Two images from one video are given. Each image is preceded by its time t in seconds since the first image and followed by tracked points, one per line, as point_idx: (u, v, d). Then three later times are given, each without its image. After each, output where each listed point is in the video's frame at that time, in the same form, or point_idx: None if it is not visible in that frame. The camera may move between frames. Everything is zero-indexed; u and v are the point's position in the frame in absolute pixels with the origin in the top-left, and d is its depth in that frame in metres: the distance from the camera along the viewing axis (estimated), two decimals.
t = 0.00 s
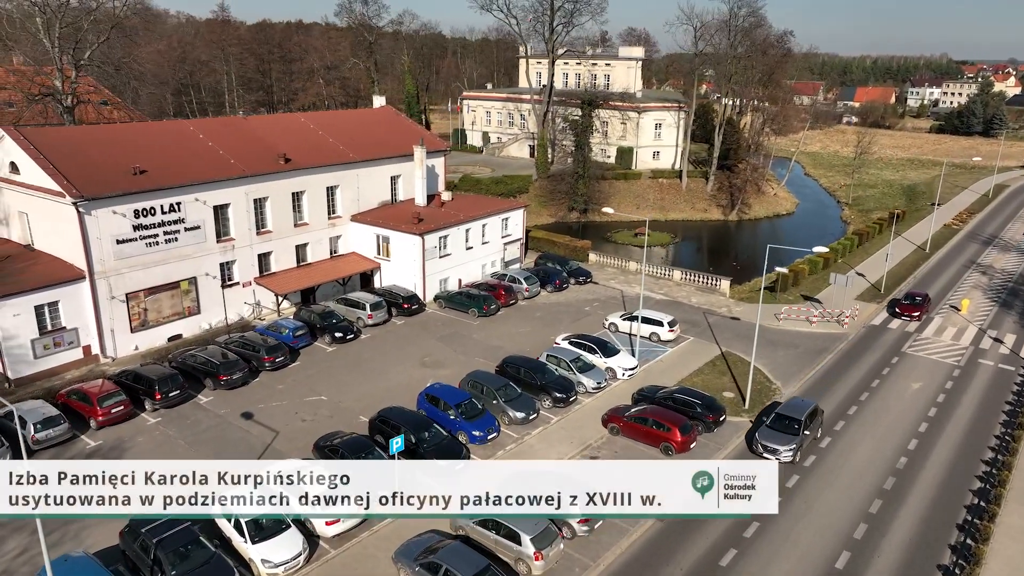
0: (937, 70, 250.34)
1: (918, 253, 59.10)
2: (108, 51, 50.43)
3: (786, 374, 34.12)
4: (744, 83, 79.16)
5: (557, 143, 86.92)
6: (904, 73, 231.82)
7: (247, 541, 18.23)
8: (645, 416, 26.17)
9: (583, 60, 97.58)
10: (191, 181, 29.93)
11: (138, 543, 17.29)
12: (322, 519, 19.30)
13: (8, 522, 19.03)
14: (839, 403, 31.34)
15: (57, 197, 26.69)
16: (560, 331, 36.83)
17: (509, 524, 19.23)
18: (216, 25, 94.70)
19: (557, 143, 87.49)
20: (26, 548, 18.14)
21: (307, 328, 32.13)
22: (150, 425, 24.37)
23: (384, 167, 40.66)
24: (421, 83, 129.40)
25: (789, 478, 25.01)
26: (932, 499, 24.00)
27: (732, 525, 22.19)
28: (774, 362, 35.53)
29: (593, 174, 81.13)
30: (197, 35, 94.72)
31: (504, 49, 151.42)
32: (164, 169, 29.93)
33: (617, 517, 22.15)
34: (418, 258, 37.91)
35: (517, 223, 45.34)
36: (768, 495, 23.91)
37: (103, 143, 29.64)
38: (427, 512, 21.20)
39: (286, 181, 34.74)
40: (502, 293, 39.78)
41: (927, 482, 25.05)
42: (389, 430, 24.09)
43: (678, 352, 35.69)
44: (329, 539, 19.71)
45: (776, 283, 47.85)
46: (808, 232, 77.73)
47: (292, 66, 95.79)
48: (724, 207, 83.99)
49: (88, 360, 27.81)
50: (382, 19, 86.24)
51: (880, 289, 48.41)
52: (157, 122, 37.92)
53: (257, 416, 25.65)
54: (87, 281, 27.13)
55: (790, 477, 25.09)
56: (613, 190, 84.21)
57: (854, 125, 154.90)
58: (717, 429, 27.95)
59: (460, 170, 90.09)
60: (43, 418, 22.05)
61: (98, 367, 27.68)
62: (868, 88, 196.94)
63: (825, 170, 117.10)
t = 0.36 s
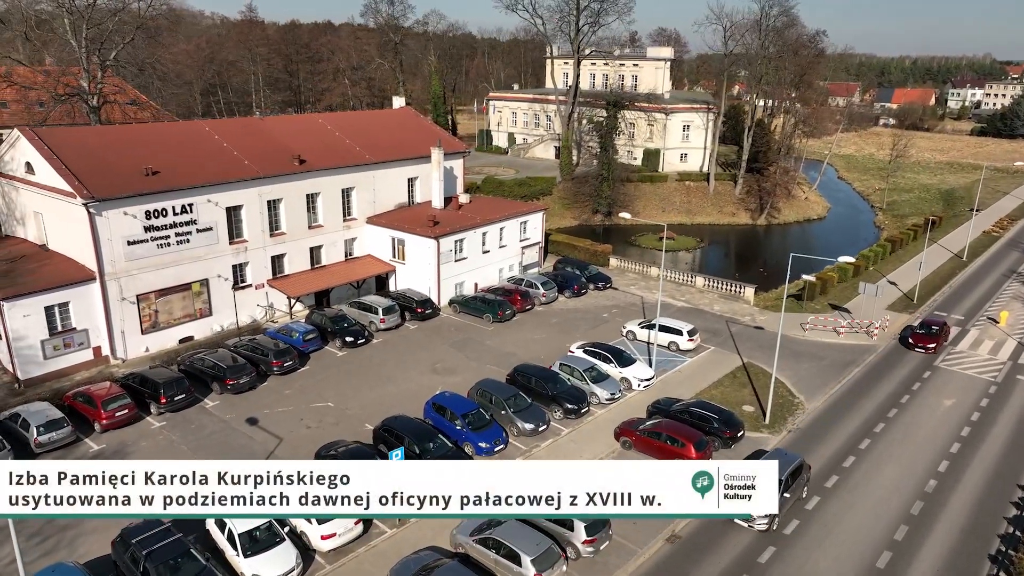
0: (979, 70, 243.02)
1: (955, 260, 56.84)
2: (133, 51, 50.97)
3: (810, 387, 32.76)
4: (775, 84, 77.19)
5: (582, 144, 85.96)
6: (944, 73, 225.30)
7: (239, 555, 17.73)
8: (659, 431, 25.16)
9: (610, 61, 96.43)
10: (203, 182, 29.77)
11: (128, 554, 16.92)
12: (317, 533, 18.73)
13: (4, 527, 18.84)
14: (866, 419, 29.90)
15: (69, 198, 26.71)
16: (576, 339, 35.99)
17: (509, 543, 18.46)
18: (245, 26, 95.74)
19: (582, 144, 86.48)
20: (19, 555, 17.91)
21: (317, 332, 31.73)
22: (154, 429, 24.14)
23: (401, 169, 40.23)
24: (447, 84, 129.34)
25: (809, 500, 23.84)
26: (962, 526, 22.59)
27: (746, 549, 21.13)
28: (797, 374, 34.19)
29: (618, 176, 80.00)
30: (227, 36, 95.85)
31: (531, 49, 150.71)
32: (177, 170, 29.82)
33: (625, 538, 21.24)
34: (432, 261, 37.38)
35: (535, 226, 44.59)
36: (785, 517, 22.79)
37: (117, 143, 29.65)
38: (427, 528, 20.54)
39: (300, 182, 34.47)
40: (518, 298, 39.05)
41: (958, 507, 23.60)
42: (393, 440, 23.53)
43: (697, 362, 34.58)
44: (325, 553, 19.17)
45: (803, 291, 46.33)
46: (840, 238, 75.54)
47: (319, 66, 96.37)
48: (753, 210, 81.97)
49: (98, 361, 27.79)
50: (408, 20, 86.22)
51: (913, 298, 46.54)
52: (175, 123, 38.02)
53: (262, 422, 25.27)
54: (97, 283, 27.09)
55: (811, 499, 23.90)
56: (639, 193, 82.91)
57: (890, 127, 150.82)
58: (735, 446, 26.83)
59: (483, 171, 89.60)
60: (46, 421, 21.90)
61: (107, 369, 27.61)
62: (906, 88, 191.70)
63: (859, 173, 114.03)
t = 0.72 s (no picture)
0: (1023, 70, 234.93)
1: (993, 269, 54.58)
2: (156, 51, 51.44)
3: (834, 401, 31.46)
4: (806, 84, 75.14)
5: (607, 146, 84.80)
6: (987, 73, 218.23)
7: (231, 569, 17.31)
8: (671, 446, 24.21)
9: (637, 62, 95.02)
10: (215, 184, 29.62)
11: (119, 565, 16.64)
12: (311, 548, 18.21)
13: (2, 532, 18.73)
14: (892, 436, 28.48)
15: (80, 198, 26.73)
16: (591, 346, 35.15)
17: (510, 563, 17.56)
18: (272, 26, 96.57)
19: (606, 146, 85.31)
20: (14, 561, 17.76)
21: (327, 336, 31.41)
22: (158, 433, 23.95)
23: (417, 170, 39.81)
24: (473, 85, 128.88)
25: (829, 523, 22.69)
26: (994, 555, 21.22)
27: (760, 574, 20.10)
28: (821, 388, 32.86)
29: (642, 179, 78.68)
30: (254, 37, 96.79)
31: (557, 49, 149.59)
32: (189, 171, 29.72)
33: (632, 559, 20.36)
34: (447, 265, 36.88)
35: (553, 230, 43.83)
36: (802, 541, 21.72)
37: (130, 144, 29.65)
38: (426, 543, 19.90)
39: (314, 183, 34.20)
40: (533, 304, 38.33)
41: (990, 534, 22.21)
42: (396, 451, 23.01)
43: (715, 373, 33.48)
44: (320, 568, 18.67)
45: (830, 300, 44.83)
46: (871, 243, 73.27)
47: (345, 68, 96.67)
48: (781, 214, 79.97)
49: (108, 363, 27.75)
50: (433, 20, 85.93)
51: (946, 309, 44.70)
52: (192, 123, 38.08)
53: (267, 429, 24.95)
54: (108, 284, 27.07)
55: (831, 522, 22.73)
56: (663, 196, 81.39)
57: (928, 129, 146.37)
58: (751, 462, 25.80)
59: (505, 173, 89.00)
60: (49, 423, 21.79)
61: (117, 370, 27.55)
62: (946, 89, 186.04)
63: (894, 177, 110.73)
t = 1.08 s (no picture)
0: None
1: None
2: (179, 51, 51.89)
3: (860, 418, 30.05)
4: (840, 85, 72.96)
5: (633, 148, 83.47)
6: None
7: None
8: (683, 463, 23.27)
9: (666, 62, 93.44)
10: (226, 185, 29.45)
11: None
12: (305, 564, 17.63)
13: None
14: (922, 457, 27.00)
15: (91, 199, 26.72)
16: (607, 355, 34.25)
17: None
18: (300, 27, 97.34)
19: (632, 147, 83.97)
20: (6, 567, 17.58)
21: (337, 340, 31.11)
22: (162, 438, 23.71)
23: (434, 173, 39.32)
24: (500, 85, 128.23)
25: (851, 549, 21.47)
26: None
27: None
28: (847, 403, 31.44)
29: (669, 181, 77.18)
30: (283, 38, 97.69)
31: (585, 50, 148.30)
32: (200, 173, 29.59)
33: None
34: (461, 269, 36.32)
35: (572, 234, 43.03)
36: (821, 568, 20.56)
37: (143, 144, 29.61)
38: (425, 559, 19.23)
39: (328, 186, 33.89)
40: (549, 310, 37.58)
41: None
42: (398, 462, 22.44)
43: (735, 385, 32.28)
44: None
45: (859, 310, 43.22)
46: (906, 250, 70.74)
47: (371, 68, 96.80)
48: (812, 219, 77.90)
49: (117, 364, 27.68)
50: (459, 20, 85.56)
51: (983, 321, 42.72)
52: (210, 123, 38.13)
53: (271, 436, 24.56)
54: (118, 285, 27.00)
55: (853, 549, 21.49)
56: (690, 199, 79.73)
57: (971, 132, 141.30)
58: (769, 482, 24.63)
59: (529, 175, 88.26)
60: (52, 427, 21.64)
61: (125, 372, 27.47)
62: (990, 90, 179.58)
63: (932, 181, 107.09)
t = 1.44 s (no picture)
0: None
1: None
2: (203, 51, 52.21)
3: (888, 436, 28.63)
4: (875, 87, 70.71)
5: (659, 150, 82.05)
6: None
7: None
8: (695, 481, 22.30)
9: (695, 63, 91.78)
10: (238, 187, 29.28)
11: None
12: None
13: None
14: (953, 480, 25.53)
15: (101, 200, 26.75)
16: (623, 365, 33.29)
17: None
18: (327, 27, 98.03)
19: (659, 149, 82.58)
20: None
21: (347, 345, 30.70)
22: (165, 443, 23.50)
23: (451, 175, 38.78)
24: (527, 85, 127.52)
25: None
26: None
27: None
28: (874, 420, 30.04)
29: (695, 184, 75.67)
30: (310, 38, 98.52)
31: (613, 51, 147.07)
32: (212, 174, 29.50)
33: None
34: (476, 274, 35.71)
35: (592, 239, 42.12)
36: None
37: (156, 146, 29.61)
38: None
39: (342, 188, 33.56)
40: (565, 317, 36.73)
41: None
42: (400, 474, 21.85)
43: (756, 399, 31.07)
44: None
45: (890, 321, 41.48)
46: (943, 258, 68.19)
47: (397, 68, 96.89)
48: (844, 224, 75.48)
49: (127, 366, 27.63)
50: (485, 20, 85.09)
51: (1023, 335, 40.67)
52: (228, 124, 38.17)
53: (274, 443, 24.21)
54: (127, 287, 26.94)
55: None
56: (717, 202, 77.94)
57: (1014, 134, 136.30)
58: (787, 504, 23.50)
59: (552, 176, 87.50)
60: (54, 430, 21.56)
61: (134, 374, 27.39)
62: None
63: (972, 185, 103.42)
